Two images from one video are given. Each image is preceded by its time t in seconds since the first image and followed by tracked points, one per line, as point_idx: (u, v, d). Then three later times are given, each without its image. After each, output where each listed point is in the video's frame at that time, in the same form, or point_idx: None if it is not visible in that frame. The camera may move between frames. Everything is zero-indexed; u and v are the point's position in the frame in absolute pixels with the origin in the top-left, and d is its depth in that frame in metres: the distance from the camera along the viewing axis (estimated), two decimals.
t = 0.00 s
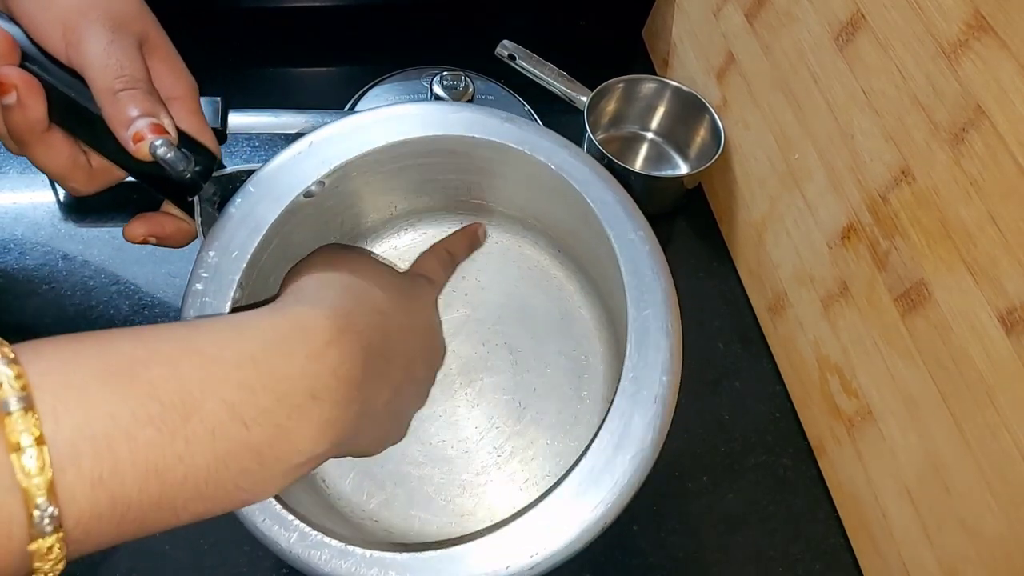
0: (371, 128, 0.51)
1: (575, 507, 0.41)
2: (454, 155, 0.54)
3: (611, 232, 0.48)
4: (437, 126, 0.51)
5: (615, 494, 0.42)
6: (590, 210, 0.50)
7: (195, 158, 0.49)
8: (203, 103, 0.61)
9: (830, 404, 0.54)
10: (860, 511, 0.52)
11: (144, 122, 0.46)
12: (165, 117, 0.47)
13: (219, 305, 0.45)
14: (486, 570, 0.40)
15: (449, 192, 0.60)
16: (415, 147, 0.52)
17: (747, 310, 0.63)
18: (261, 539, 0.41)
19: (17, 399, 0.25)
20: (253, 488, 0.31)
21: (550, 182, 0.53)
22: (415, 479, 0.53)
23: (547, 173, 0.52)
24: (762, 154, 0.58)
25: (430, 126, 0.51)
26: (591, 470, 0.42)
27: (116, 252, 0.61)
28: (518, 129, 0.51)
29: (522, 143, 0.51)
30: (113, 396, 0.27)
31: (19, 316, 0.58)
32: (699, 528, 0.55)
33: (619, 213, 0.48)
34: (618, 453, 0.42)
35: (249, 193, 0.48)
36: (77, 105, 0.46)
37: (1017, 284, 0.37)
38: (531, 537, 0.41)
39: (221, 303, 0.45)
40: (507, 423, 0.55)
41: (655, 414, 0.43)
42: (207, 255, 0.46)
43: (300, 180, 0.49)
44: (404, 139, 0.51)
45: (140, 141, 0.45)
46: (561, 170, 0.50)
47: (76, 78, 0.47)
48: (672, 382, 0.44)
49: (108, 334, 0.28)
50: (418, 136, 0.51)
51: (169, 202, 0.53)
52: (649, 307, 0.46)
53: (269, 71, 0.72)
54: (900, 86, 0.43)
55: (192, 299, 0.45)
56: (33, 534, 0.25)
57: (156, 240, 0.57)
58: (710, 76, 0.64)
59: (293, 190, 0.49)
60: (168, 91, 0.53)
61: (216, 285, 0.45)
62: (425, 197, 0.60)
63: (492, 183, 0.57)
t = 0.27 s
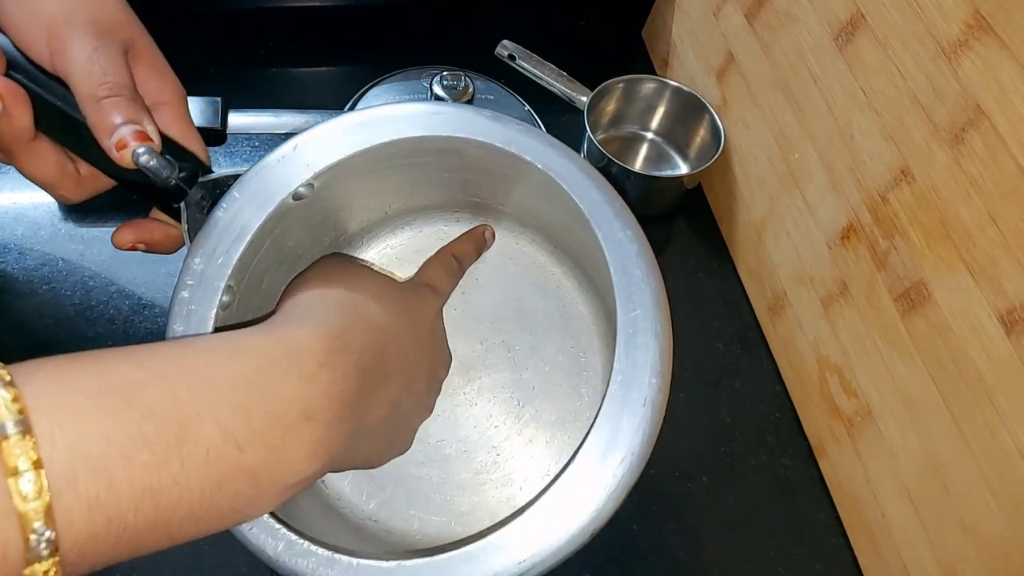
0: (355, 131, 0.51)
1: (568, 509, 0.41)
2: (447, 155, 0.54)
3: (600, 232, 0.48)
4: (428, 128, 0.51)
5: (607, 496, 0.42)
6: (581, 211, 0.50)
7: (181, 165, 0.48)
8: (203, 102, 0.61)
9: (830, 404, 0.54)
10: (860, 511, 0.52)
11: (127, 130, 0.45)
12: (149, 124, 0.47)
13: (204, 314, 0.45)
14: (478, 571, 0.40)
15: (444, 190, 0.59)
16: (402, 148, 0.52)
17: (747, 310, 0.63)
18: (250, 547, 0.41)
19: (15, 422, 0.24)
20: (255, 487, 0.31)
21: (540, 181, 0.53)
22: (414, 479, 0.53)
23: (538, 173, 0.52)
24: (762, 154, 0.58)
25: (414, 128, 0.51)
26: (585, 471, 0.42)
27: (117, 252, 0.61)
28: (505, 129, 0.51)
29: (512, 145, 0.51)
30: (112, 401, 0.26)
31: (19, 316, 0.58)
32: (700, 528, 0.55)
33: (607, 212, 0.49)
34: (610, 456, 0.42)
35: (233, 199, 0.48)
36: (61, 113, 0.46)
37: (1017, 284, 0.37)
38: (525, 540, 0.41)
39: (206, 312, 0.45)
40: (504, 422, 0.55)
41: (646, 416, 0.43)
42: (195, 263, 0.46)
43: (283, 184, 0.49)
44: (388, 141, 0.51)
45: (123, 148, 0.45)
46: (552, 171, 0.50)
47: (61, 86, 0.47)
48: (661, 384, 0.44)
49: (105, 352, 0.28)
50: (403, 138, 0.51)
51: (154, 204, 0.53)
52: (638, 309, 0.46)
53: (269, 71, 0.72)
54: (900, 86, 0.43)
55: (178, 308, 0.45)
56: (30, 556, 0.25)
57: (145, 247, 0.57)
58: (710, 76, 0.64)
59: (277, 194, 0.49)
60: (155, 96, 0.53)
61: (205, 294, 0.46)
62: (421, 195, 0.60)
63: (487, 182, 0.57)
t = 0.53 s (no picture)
0: (356, 132, 0.51)
1: (568, 510, 0.42)
2: (447, 156, 0.54)
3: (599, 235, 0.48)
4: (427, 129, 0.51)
5: (607, 495, 0.42)
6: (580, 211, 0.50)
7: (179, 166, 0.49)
8: (203, 102, 0.60)
9: (830, 404, 0.54)
10: (859, 511, 0.52)
11: (127, 131, 0.45)
12: (148, 125, 0.47)
13: (202, 316, 0.45)
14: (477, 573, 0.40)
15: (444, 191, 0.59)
16: (402, 149, 0.52)
17: (747, 310, 0.63)
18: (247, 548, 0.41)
19: (14, 431, 0.25)
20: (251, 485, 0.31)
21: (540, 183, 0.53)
22: (415, 479, 0.53)
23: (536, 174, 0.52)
24: (762, 155, 0.58)
25: (415, 129, 0.51)
26: (584, 470, 0.42)
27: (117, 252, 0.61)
28: (505, 132, 0.51)
29: (511, 146, 0.51)
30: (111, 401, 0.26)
31: (19, 316, 0.58)
32: (700, 528, 0.55)
33: (607, 215, 0.49)
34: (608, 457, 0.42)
35: (233, 200, 0.48)
36: (60, 112, 0.46)
37: (1017, 284, 0.37)
38: (524, 541, 0.41)
39: (205, 314, 0.45)
40: (504, 423, 0.55)
41: (646, 418, 0.43)
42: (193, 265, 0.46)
43: (283, 185, 0.49)
44: (389, 143, 0.51)
45: (122, 149, 0.45)
46: (551, 172, 0.50)
47: (60, 85, 0.47)
48: (662, 389, 0.44)
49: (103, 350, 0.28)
50: (404, 140, 0.51)
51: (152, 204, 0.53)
52: (638, 313, 0.46)
53: (269, 71, 0.72)
54: (900, 86, 0.43)
55: (177, 310, 0.45)
56: (27, 565, 0.25)
57: (146, 248, 0.56)
58: (710, 76, 0.64)
59: (278, 196, 0.49)
60: (155, 97, 0.53)
61: (203, 296, 0.46)
62: (420, 196, 0.60)
63: (486, 182, 0.57)
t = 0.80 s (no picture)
0: (358, 129, 0.51)
1: (571, 505, 0.41)
2: (446, 154, 0.54)
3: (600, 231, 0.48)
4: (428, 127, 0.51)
5: (610, 491, 0.42)
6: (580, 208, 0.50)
7: (181, 165, 0.49)
8: (203, 102, 0.61)
9: (829, 404, 0.54)
10: (859, 511, 0.52)
11: (128, 130, 0.45)
12: (148, 124, 0.46)
13: (208, 316, 0.46)
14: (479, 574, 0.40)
15: (440, 190, 0.59)
16: (402, 148, 0.52)
17: (747, 310, 0.63)
18: (259, 547, 0.41)
19: None
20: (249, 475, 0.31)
21: (539, 181, 0.53)
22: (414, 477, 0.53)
23: (536, 171, 0.52)
24: (762, 155, 0.58)
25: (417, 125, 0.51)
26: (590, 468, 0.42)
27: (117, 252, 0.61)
28: (505, 128, 0.51)
29: (511, 143, 0.51)
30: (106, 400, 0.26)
31: (19, 316, 0.58)
32: (699, 528, 0.55)
33: (609, 210, 0.49)
34: (613, 452, 0.42)
35: (238, 195, 0.48)
36: (57, 113, 0.46)
37: (1016, 284, 0.37)
38: (525, 540, 0.41)
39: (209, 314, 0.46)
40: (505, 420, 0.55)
41: (651, 411, 0.43)
42: (196, 266, 0.46)
43: (286, 183, 0.49)
44: (391, 139, 0.51)
45: (124, 149, 0.45)
46: (552, 168, 0.50)
47: (58, 86, 0.47)
48: (666, 378, 0.44)
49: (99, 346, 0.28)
50: (406, 135, 0.51)
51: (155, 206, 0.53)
52: (641, 304, 0.46)
53: (269, 71, 0.72)
54: (900, 86, 0.43)
55: (182, 308, 0.45)
56: None
57: (145, 249, 0.56)
58: (710, 76, 0.64)
59: (281, 193, 0.49)
60: (151, 97, 0.52)
61: (206, 296, 0.46)
62: (417, 196, 0.60)
63: (484, 181, 0.57)
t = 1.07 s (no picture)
0: (353, 134, 0.51)
1: (570, 507, 0.41)
2: (443, 156, 0.54)
3: (597, 236, 0.48)
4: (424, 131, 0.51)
5: (608, 493, 0.42)
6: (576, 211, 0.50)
7: (173, 168, 0.49)
8: (202, 102, 0.60)
9: (829, 404, 0.54)
10: (859, 511, 0.52)
11: (120, 133, 0.45)
12: (141, 126, 0.47)
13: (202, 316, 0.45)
14: None
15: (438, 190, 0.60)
16: (398, 150, 0.52)
17: (746, 310, 0.63)
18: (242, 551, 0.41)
19: None
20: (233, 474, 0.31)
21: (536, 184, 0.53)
22: (411, 479, 0.53)
23: (533, 174, 0.52)
24: (762, 155, 0.58)
25: (412, 129, 0.51)
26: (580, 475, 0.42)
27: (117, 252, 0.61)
28: (502, 132, 0.51)
29: (507, 147, 0.51)
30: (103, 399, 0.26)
31: (19, 315, 0.58)
32: (699, 528, 0.55)
33: (605, 216, 0.49)
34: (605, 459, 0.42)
35: (231, 199, 0.48)
36: (50, 111, 0.46)
37: (1017, 285, 0.37)
38: (521, 545, 0.41)
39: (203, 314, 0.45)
40: (502, 422, 0.55)
41: (642, 420, 0.43)
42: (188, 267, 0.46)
43: (281, 186, 0.49)
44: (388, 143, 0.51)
45: (115, 152, 0.45)
46: (548, 172, 0.50)
47: (52, 84, 0.47)
48: (659, 392, 0.44)
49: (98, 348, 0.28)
50: (402, 140, 0.51)
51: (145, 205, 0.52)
52: (635, 314, 0.46)
53: (268, 71, 0.72)
54: (900, 86, 0.43)
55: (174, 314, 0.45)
56: None
57: (143, 250, 0.56)
58: (710, 76, 0.64)
59: (275, 197, 0.49)
60: (148, 96, 0.52)
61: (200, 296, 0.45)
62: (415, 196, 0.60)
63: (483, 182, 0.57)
